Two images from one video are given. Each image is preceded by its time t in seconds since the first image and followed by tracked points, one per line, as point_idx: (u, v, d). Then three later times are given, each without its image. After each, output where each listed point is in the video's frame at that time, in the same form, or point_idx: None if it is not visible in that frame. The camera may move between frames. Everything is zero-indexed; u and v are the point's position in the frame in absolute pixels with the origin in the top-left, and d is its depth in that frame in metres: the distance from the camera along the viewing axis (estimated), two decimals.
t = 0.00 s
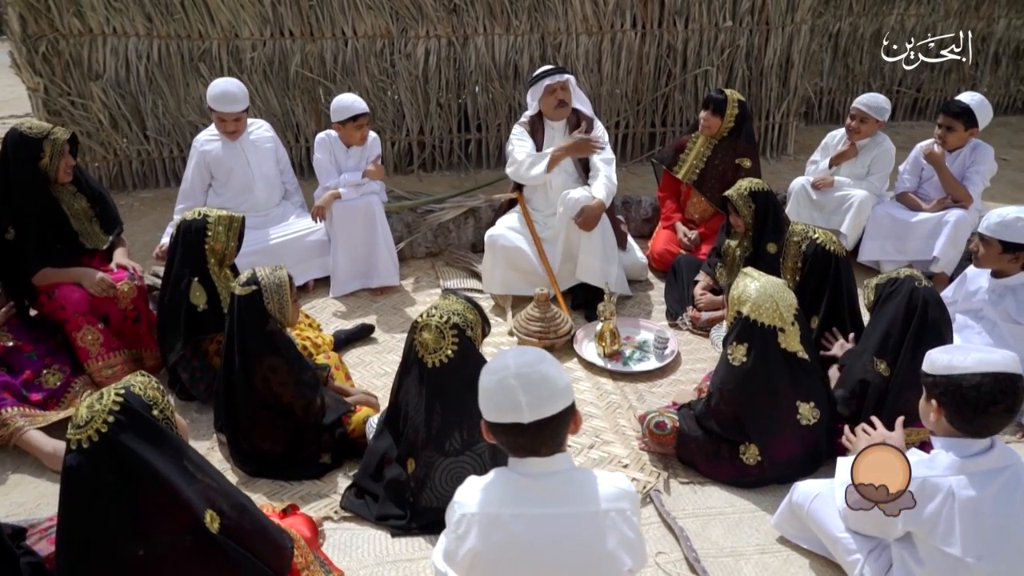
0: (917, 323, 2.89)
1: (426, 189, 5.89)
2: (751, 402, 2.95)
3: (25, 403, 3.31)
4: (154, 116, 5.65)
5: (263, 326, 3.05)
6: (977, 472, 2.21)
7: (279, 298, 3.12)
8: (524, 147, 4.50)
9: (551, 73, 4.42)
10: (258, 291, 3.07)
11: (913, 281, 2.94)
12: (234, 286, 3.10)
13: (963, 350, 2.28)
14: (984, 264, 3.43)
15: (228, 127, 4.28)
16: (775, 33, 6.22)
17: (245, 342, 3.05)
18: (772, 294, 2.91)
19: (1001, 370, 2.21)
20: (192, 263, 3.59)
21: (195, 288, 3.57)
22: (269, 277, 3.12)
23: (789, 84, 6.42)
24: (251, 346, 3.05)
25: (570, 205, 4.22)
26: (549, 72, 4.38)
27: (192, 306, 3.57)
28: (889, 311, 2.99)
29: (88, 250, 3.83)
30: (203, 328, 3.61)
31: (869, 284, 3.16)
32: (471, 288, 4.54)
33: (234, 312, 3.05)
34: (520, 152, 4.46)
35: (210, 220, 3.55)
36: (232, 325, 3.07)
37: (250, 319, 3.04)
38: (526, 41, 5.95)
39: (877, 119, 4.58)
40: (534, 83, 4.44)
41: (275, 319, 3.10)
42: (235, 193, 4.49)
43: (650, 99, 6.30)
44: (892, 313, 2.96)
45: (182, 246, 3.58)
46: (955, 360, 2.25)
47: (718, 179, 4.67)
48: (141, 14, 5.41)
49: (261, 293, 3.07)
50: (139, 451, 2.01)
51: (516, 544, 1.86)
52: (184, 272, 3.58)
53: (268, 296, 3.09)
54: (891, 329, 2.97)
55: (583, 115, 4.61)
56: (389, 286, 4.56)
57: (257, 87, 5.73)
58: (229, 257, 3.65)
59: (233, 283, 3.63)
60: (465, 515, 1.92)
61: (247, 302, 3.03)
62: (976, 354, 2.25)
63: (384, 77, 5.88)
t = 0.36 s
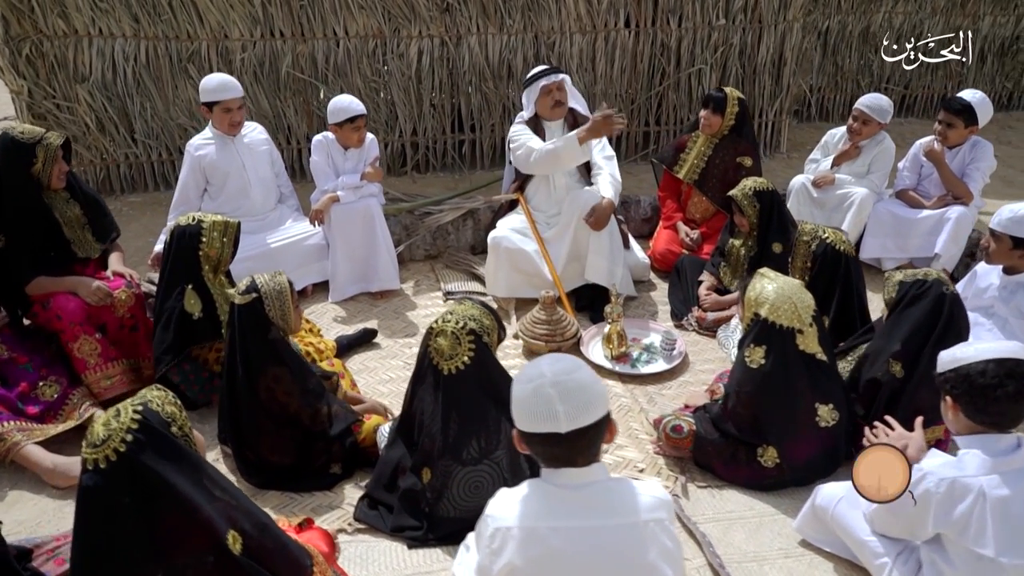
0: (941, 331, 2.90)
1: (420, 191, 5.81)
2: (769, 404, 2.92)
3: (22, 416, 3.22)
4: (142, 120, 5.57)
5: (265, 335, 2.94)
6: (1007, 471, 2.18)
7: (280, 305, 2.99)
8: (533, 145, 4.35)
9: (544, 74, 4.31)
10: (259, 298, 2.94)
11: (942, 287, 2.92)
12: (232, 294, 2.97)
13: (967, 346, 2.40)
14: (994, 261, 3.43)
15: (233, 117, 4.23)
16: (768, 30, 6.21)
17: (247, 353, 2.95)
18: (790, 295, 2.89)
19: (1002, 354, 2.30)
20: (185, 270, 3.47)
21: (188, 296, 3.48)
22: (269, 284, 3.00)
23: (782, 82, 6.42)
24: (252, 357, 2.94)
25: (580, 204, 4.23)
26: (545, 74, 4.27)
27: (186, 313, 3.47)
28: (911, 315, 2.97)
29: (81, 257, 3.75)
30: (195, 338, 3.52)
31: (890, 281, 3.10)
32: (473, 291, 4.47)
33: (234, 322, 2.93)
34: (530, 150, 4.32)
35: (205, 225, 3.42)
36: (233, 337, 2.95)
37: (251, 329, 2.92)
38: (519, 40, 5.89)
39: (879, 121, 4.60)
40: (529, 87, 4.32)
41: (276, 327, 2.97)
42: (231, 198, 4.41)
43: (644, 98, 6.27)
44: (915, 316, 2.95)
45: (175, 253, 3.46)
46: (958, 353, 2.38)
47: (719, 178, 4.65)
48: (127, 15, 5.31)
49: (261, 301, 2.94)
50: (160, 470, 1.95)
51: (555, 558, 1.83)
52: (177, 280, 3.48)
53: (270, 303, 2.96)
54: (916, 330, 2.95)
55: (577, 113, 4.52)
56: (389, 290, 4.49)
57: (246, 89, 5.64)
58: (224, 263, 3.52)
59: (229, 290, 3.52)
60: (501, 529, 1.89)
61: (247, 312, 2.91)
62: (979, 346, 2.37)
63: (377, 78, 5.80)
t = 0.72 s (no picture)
0: (963, 332, 2.90)
1: (421, 193, 5.74)
2: (795, 407, 2.90)
3: (25, 430, 3.12)
4: (136, 123, 5.48)
5: (283, 342, 2.87)
6: None
7: (298, 311, 2.97)
8: (528, 150, 4.33)
9: (539, 77, 4.23)
10: (277, 304, 2.89)
11: (961, 286, 2.92)
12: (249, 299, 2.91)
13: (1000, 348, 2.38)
14: (1011, 259, 3.42)
15: (236, 113, 4.19)
16: (767, 29, 6.19)
17: (265, 360, 2.88)
18: (815, 296, 2.88)
19: None
20: (183, 276, 3.38)
21: (187, 302, 3.37)
22: (287, 291, 2.96)
23: (781, 81, 6.40)
24: (272, 364, 2.87)
25: (582, 207, 4.12)
26: (548, 76, 4.18)
27: (184, 319, 3.36)
28: (932, 317, 2.97)
29: (82, 265, 3.64)
30: (195, 345, 3.39)
31: (908, 284, 3.12)
32: (480, 294, 4.41)
33: (251, 329, 2.86)
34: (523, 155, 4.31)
35: (204, 230, 3.33)
36: (251, 344, 2.88)
37: (269, 335, 2.85)
38: (519, 40, 5.83)
39: (886, 120, 4.58)
40: (534, 85, 4.22)
41: (293, 335, 2.89)
42: (234, 203, 4.34)
43: (644, 98, 6.23)
44: (941, 318, 2.92)
45: (173, 259, 3.38)
46: (992, 354, 2.36)
47: (727, 177, 4.62)
48: (121, 16, 5.23)
49: (279, 308, 2.89)
50: (189, 489, 1.89)
51: (603, 572, 1.79)
52: (174, 286, 3.38)
53: (288, 309, 2.94)
54: (939, 333, 2.93)
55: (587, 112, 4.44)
56: (396, 294, 4.42)
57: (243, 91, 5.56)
58: (222, 270, 3.45)
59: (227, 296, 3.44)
60: (545, 544, 1.86)
61: (265, 317, 2.84)
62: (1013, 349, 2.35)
63: (375, 79, 5.73)
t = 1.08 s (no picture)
0: (978, 329, 2.85)
1: (419, 194, 5.66)
2: (817, 408, 2.87)
3: (25, 443, 3.02)
4: (128, 125, 5.39)
5: (296, 346, 2.80)
6: None
7: (312, 316, 2.90)
8: (530, 162, 4.27)
9: (547, 72, 4.20)
10: (291, 308, 2.82)
11: (971, 284, 2.88)
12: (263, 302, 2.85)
13: None
14: None
15: (235, 113, 4.11)
16: (764, 29, 6.19)
17: (277, 364, 2.80)
18: (838, 294, 2.88)
19: None
20: (199, 277, 3.27)
21: (197, 303, 3.26)
22: (301, 295, 2.88)
23: (778, 82, 6.43)
24: (283, 369, 2.80)
25: (593, 207, 4.08)
26: (555, 71, 4.15)
27: (195, 322, 3.26)
28: (944, 317, 2.92)
29: (80, 271, 3.52)
30: (208, 346, 3.30)
31: (916, 284, 3.05)
32: (486, 296, 4.35)
33: (264, 333, 2.79)
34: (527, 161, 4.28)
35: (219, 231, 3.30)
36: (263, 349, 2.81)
37: (282, 339, 2.78)
38: (517, 40, 5.78)
39: (888, 116, 4.57)
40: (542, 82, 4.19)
41: (307, 341, 2.84)
42: (234, 206, 4.26)
43: (641, 98, 6.19)
44: (951, 317, 2.89)
45: (185, 260, 3.28)
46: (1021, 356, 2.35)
47: (731, 176, 4.59)
48: (113, 16, 5.17)
49: (292, 311, 2.82)
50: (213, 505, 1.81)
51: None
52: (186, 287, 3.27)
53: (301, 314, 2.86)
54: (952, 333, 2.89)
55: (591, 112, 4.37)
56: (400, 298, 4.35)
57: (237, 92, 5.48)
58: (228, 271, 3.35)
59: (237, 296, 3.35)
60: (589, 555, 1.87)
61: (279, 323, 2.77)
62: None
63: (372, 80, 5.67)
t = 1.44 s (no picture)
0: (997, 325, 2.85)
1: (419, 196, 5.60)
2: (838, 407, 2.85)
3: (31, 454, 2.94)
4: (123, 128, 5.32)
5: (310, 351, 2.70)
6: None
7: (325, 322, 2.75)
8: (531, 171, 4.24)
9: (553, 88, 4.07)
10: (305, 313, 2.71)
11: (989, 282, 2.87)
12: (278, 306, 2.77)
13: None
14: None
15: (238, 115, 4.05)
16: (760, 29, 6.20)
17: (289, 369, 2.71)
18: (857, 293, 2.86)
19: None
20: (217, 272, 3.33)
21: (214, 298, 3.27)
22: (316, 300, 2.75)
23: (775, 81, 6.43)
24: (294, 373, 2.70)
25: (602, 208, 4.03)
26: (565, 89, 4.00)
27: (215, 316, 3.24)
28: (961, 314, 2.91)
29: (82, 277, 3.43)
30: (232, 341, 3.25)
31: (934, 282, 3.03)
32: (492, 299, 4.31)
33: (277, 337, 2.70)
34: (528, 174, 4.24)
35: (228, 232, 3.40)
36: (275, 353, 2.72)
37: (296, 343, 2.69)
38: (516, 41, 5.75)
39: (887, 112, 4.58)
40: (550, 99, 4.06)
41: (320, 345, 2.72)
42: (235, 209, 4.19)
43: (640, 98, 6.17)
44: (968, 314, 2.88)
45: (206, 255, 3.33)
46: None
47: (736, 176, 4.58)
48: (107, 18, 5.10)
49: (306, 316, 2.71)
50: (246, 518, 1.75)
51: None
52: (202, 283, 3.29)
53: (315, 320, 2.72)
54: (970, 329, 2.88)
55: (598, 118, 4.30)
56: (405, 301, 4.30)
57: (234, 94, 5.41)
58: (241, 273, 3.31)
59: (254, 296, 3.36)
60: (630, 562, 1.82)
61: (291, 326, 2.68)
62: None
63: (370, 81, 5.61)
